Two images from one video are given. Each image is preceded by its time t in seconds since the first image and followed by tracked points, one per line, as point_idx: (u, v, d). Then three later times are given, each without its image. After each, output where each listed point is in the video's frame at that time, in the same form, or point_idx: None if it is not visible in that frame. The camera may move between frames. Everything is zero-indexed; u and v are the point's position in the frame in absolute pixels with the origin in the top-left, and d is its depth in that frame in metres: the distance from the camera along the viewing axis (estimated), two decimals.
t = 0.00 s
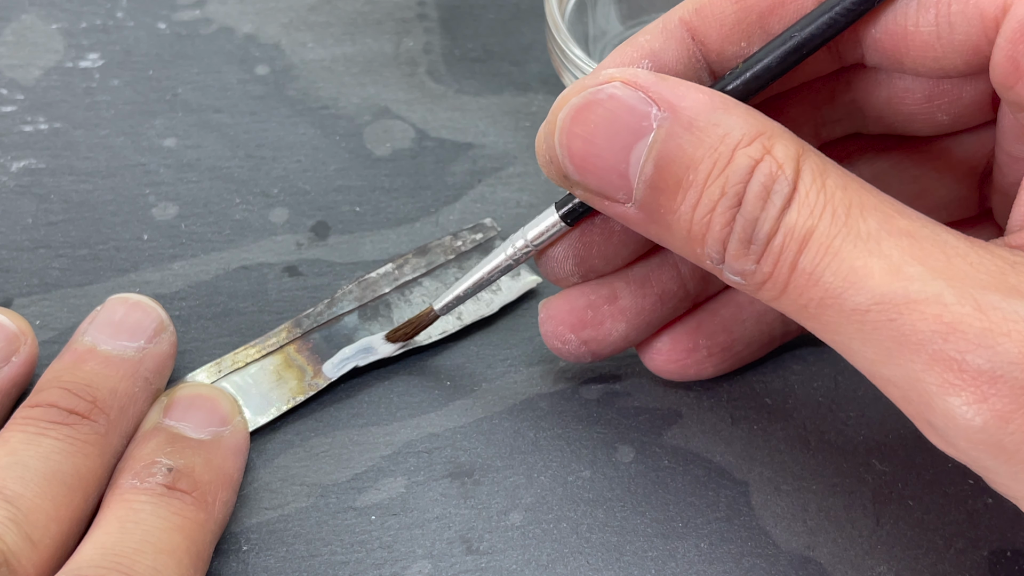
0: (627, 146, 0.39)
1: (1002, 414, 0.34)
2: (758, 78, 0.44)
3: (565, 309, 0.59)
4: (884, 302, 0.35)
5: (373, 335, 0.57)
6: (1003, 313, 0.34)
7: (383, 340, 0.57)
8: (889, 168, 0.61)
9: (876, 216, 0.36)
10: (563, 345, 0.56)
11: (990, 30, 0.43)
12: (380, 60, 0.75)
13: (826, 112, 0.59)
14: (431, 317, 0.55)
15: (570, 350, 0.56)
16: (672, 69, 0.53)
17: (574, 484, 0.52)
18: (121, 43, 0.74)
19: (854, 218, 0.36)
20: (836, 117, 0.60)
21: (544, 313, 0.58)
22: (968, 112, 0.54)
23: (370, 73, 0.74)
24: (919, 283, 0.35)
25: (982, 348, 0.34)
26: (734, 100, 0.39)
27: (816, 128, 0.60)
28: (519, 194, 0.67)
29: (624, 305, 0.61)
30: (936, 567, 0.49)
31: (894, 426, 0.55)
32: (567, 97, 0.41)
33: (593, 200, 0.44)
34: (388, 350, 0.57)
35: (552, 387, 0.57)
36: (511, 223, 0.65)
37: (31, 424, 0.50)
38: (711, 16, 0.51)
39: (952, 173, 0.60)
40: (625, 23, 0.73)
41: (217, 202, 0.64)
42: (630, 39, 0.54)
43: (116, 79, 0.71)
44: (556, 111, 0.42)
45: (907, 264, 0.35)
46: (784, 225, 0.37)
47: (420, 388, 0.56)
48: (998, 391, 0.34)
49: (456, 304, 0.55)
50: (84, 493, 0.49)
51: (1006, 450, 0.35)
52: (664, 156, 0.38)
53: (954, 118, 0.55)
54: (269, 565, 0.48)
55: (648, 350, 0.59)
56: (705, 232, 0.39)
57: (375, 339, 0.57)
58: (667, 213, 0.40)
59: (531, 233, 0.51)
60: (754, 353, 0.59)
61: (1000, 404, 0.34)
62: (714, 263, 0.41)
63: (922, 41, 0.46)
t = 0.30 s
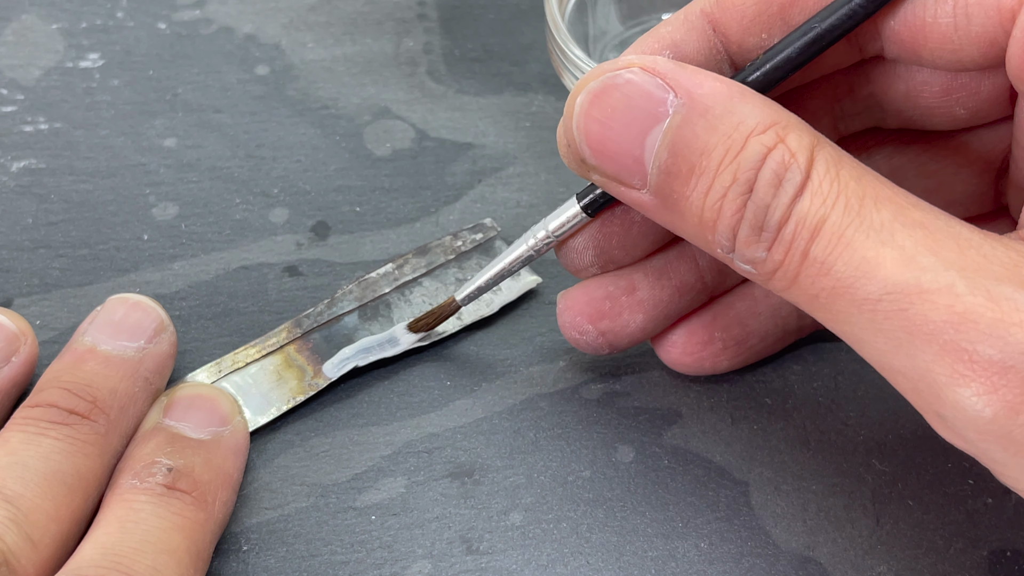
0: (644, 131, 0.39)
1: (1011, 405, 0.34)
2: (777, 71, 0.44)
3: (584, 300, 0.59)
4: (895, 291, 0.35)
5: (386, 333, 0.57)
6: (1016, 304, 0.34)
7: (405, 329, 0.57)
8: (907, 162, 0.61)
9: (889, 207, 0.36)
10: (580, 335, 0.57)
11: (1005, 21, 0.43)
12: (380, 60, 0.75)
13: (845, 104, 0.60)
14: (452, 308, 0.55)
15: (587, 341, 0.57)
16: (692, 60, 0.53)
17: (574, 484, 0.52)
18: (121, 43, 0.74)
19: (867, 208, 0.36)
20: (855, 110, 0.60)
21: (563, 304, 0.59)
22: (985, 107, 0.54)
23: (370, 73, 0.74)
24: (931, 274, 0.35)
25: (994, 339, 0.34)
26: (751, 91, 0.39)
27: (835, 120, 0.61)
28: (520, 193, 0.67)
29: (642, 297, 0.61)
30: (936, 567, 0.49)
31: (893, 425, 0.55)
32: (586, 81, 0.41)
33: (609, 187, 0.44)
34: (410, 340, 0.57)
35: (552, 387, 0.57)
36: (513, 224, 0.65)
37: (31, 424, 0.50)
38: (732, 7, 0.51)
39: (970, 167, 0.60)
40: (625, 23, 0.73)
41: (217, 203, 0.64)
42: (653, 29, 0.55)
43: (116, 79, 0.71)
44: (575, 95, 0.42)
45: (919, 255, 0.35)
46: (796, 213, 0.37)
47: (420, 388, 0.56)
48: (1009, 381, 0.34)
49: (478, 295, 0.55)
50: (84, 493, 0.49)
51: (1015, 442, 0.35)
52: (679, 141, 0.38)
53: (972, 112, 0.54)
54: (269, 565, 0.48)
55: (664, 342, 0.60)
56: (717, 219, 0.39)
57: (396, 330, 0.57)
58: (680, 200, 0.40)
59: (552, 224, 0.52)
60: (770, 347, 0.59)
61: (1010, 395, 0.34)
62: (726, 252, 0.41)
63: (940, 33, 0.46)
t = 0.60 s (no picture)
0: (700, 112, 0.40)
1: None
2: (827, 59, 0.44)
3: (638, 277, 0.59)
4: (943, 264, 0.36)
5: (385, 333, 0.57)
6: None
7: (455, 309, 0.59)
8: (955, 151, 0.61)
9: (939, 186, 0.37)
10: (635, 312, 0.57)
11: None
12: (380, 61, 0.75)
13: (893, 92, 0.59)
14: (501, 289, 0.57)
15: (643, 318, 0.57)
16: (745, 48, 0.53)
17: (574, 484, 0.52)
18: (122, 44, 0.74)
19: (918, 187, 0.37)
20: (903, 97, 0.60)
21: (617, 281, 0.59)
22: None
23: (370, 73, 0.74)
24: (979, 248, 0.36)
25: None
26: (804, 76, 0.40)
27: (883, 107, 0.60)
28: (519, 193, 0.67)
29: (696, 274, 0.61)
30: (935, 567, 0.50)
31: (893, 425, 0.55)
32: (644, 63, 0.42)
33: (663, 167, 0.45)
34: (458, 320, 0.59)
35: (552, 386, 0.57)
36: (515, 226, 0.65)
37: (33, 425, 0.50)
38: None
39: (1017, 157, 0.60)
40: (625, 23, 0.73)
41: (217, 203, 0.64)
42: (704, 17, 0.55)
43: (117, 79, 0.71)
44: (632, 77, 0.43)
45: (968, 231, 0.36)
46: (848, 191, 0.38)
47: (420, 388, 0.56)
48: None
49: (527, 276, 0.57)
50: (85, 494, 0.49)
51: None
52: (735, 123, 0.39)
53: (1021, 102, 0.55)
54: (269, 565, 0.49)
55: (715, 322, 0.60)
56: (772, 198, 0.40)
57: (445, 309, 0.59)
58: (733, 180, 0.41)
59: (602, 208, 0.53)
60: (821, 327, 0.60)
61: None
62: (776, 232, 0.42)
63: (989, 23, 0.46)
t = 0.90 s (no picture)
0: (723, 98, 0.41)
1: None
2: (853, 48, 0.45)
3: (663, 266, 0.61)
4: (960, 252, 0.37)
5: (385, 333, 0.57)
6: None
7: (479, 296, 0.59)
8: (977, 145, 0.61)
9: (958, 175, 0.38)
10: (659, 301, 0.58)
11: None
12: (380, 61, 0.75)
13: (918, 84, 0.60)
14: (527, 275, 0.58)
15: (667, 307, 0.58)
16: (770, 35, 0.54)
17: (574, 484, 0.52)
18: (122, 44, 0.74)
19: (938, 175, 0.37)
20: (928, 89, 0.60)
21: (641, 269, 0.61)
22: None
23: (370, 73, 0.74)
24: (997, 235, 0.36)
25: None
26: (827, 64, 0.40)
27: (908, 99, 0.61)
28: (519, 193, 0.67)
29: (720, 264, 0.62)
30: (935, 567, 0.50)
31: (893, 426, 0.55)
32: (669, 48, 0.43)
33: (685, 152, 0.46)
34: (485, 307, 0.59)
35: (552, 386, 0.57)
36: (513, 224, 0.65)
37: (33, 424, 0.50)
38: None
39: None
40: (625, 23, 0.73)
41: (217, 203, 0.64)
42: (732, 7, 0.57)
43: (117, 79, 0.71)
44: (656, 62, 0.43)
45: (986, 219, 0.36)
46: (867, 177, 0.38)
47: (420, 388, 0.56)
48: None
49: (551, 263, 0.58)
50: (85, 494, 0.50)
51: None
52: (756, 108, 0.40)
53: None
54: (269, 564, 0.49)
55: (736, 310, 0.60)
56: (792, 183, 0.41)
57: (472, 295, 0.59)
58: (754, 165, 0.42)
59: (626, 195, 0.54)
60: (843, 318, 0.60)
61: None
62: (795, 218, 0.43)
63: (1012, 13, 0.46)
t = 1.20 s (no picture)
0: (744, 84, 0.41)
1: None
2: (878, 39, 0.45)
3: (684, 256, 0.60)
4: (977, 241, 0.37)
5: (385, 333, 0.57)
6: None
7: (502, 284, 0.60)
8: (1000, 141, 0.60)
9: (977, 167, 0.38)
10: (678, 292, 0.58)
11: None
12: (380, 61, 0.75)
13: (942, 78, 0.59)
14: (549, 266, 0.58)
15: (685, 299, 0.58)
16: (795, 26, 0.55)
17: (574, 484, 0.52)
18: (122, 44, 0.74)
19: (956, 165, 0.38)
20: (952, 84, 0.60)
21: (662, 260, 0.60)
22: None
23: (370, 73, 0.74)
24: (1014, 226, 0.36)
25: None
26: (849, 54, 0.40)
27: (931, 94, 0.61)
28: (519, 193, 0.67)
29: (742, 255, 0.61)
30: (935, 566, 0.50)
31: (893, 426, 0.55)
32: (692, 34, 0.43)
33: (704, 139, 0.46)
34: (507, 294, 0.60)
35: (552, 386, 0.57)
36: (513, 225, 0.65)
37: (33, 425, 0.50)
38: None
39: None
40: (625, 23, 0.73)
41: (217, 203, 0.64)
42: None
43: (117, 79, 0.71)
44: (678, 47, 0.44)
45: (1004, 210, 0.37)
46: (886, 165, 0.38)
47: (420, 389, 0.56)
48: None
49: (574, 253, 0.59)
50: (85, 494, 0.49)
51: None
52: (777, 95, 0.40)
53: None
54: (269, 564, 0.49)
55: (753, 303, 0.60)
56: (809, 170, 0.41)
57: (494, 283, 0.60)
58: (772, 152, 0.42)
59: (649, 185, 0.54)
60: (860, 315, 0.60)
61: None
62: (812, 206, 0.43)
63: None
